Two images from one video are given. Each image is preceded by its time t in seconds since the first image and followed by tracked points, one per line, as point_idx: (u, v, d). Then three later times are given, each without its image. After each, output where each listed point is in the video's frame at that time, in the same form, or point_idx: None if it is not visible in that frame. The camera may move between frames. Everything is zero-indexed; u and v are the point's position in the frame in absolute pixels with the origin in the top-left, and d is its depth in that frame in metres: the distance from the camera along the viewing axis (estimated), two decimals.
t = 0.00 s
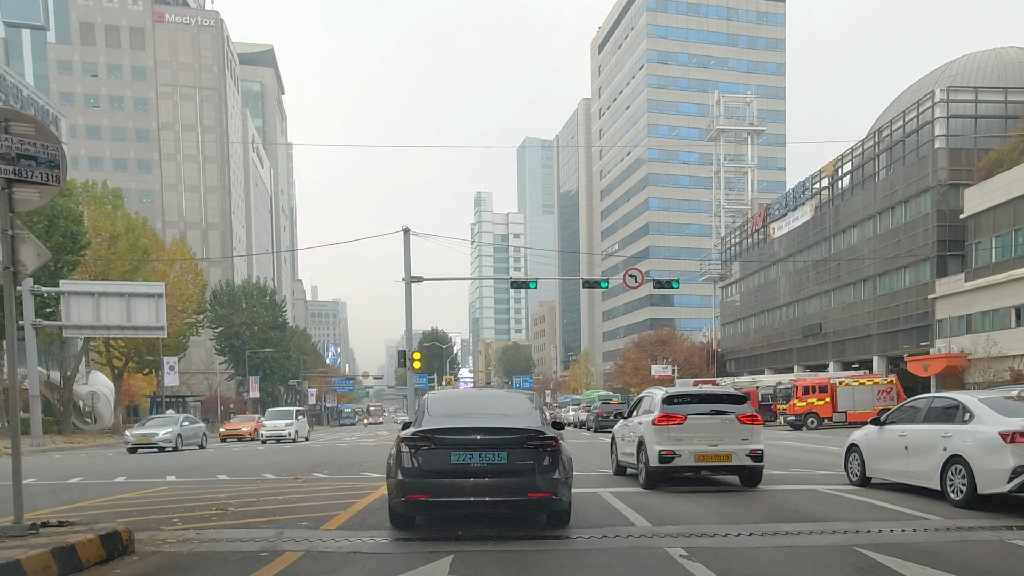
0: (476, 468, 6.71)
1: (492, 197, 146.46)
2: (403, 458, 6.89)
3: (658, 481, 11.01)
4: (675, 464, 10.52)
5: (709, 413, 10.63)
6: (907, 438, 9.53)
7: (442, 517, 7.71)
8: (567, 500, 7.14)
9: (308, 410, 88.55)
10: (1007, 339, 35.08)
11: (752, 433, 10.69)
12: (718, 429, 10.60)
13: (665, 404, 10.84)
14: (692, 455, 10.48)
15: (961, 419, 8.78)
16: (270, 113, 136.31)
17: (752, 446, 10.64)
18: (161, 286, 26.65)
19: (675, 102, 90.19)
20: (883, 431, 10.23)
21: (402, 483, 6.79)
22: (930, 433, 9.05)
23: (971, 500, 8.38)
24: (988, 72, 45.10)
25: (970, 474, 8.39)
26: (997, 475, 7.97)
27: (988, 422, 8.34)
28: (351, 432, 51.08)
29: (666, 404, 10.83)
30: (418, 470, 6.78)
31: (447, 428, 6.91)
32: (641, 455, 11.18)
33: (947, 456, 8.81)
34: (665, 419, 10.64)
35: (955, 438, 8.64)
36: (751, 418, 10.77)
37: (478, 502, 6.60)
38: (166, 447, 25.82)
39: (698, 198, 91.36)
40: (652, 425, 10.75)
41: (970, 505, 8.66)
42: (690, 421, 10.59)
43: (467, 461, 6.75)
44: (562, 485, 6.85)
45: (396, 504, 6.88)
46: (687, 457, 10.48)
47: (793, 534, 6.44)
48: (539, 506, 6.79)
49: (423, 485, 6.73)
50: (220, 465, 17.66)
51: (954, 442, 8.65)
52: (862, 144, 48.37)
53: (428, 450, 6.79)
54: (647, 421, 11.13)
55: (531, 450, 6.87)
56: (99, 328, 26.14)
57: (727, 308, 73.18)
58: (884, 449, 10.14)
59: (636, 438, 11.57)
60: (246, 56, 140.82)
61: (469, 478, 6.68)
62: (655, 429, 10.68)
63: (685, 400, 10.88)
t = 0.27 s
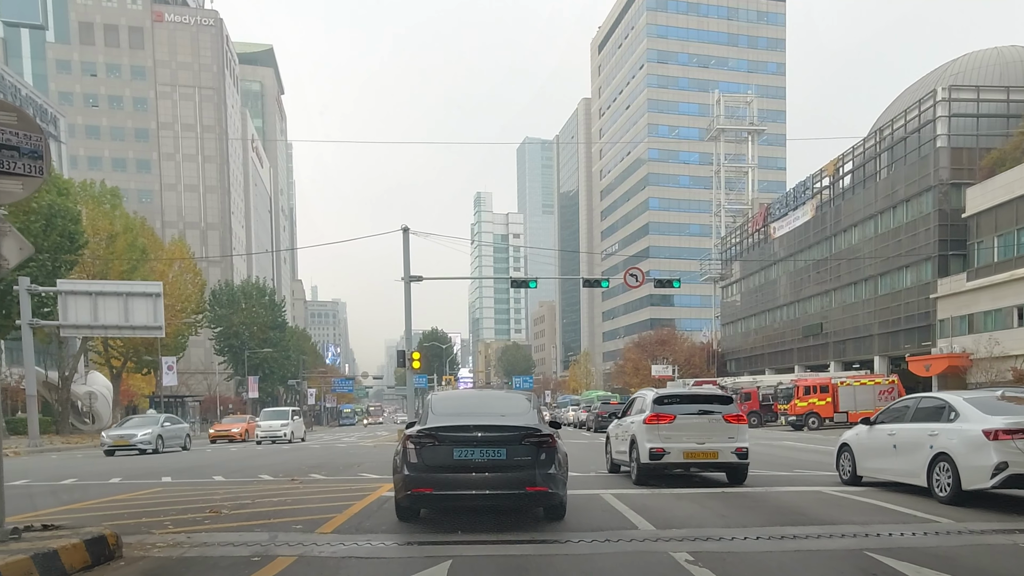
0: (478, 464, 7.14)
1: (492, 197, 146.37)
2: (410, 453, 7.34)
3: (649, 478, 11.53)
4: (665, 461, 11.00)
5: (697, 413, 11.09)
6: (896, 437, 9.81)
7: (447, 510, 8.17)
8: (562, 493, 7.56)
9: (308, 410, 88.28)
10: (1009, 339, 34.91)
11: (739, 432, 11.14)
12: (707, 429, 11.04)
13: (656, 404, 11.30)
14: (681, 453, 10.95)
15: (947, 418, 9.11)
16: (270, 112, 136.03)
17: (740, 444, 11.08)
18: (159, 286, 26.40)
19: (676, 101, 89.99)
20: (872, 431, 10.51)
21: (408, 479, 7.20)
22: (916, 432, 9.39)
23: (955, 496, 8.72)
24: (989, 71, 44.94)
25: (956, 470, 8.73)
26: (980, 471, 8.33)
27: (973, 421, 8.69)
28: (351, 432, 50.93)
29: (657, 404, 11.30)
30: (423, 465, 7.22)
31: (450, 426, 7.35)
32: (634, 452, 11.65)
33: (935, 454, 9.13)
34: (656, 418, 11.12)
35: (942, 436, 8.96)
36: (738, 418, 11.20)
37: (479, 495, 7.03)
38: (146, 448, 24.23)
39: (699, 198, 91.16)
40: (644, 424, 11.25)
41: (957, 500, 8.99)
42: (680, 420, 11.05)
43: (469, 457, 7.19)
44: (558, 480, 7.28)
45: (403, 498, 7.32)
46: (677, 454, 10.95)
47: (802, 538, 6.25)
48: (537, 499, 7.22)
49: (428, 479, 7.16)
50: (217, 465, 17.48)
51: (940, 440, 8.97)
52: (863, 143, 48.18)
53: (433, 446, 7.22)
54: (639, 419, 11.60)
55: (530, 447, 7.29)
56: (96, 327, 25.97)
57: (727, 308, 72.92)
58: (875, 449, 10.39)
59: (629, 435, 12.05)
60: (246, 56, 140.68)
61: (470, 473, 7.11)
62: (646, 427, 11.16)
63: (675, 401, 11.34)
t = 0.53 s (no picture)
0: (479, 460, 7.60)
1: (492, 197, 146.25)
2: (416, 451, 7.80)
3: (641, 476, 12.17)
4: (655, 459, 11.68)
5: (685, 413, 11.79)
6: (882, 437, 10.21)
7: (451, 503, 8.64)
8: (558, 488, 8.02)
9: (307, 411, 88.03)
10: (1012, 339, 34.70)
11: (725, 431, 11.81)
12: (694, 428, 11.71)
13: (647, 405, 11.98)
14: (671, 451, 11.63)
15: (930, 418, 9.53)
16: (269, 112, 135.89)
17: (726, 443, 11.73)
18: (157, 285, 26.25)
19: (676, 101, 89.81)
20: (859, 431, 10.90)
21: (413, 474, 7.68)
22: (901, 431, 9.82)
23: (938, 492, 9.15)
24: (991, 70, 44.77)
25: (939, 468, 9.17)
26: (962, 467, 8.76)
27: (957, 420, 9.12)
28: (351, 433, 50.75)
29: (648, 405, 12.00)
30: (428, 461, 7.68)
31: (454, 425, 7.80)
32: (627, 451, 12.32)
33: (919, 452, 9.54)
34: (646, 419, 11.81)
35: (926, 435, 9.37)
36: (724, 418, 11.89)
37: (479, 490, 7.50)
38: (120, 451, 22.75)
39: (699, 198, 90.96)
40: (635, 424, 11.94)
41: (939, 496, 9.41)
42: (669, 420, 11.74)
43: (471, 454, 7.64)
44: (554, 476, 7.74)
45: (409, 492, 7.77)
46: (666, 452, 11.63)
47: (812, 542, 6.05)
48: (533, 493, 7.67)
49: (432, 474, 7.62)
50: (214, 466, 17.29)
51: (925, 439, 9.38)
52: (865, 143, 47.98)
53: (437, 444, 7.67)
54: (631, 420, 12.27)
55: (527, 444, 7.75)
56: (94, 327, 25.74)
57: (728, 308, 72.68)
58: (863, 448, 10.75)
59: (621, 435, 12.71)
60: (246, 56, 140.60)
61: (472, 469, 7.55)
62: (638, 427, 11.85)
63: (665, 403, 12.01)
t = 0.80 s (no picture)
0: (479, 459, 7.65)
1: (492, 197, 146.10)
2: (419, 449, 7.83)
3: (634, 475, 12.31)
4: (647, 458, 11.82)
5: (675, 414, 11.95)
6: (869, 437, 10.53)
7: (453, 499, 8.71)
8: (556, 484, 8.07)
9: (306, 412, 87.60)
10: (1015, 339, 34.47)
11: (714, 432, 11.97)
12: (684, 428, 11.88)
13: (639, 406, 12.14)
14: (662, 451, 11.78)
15: (913, 419, 9.86)
16: (269, 113, 135.62)
17: (714, 443, 11.90)
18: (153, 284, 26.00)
19: (676, 101, 89.56)
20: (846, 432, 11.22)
21: (417, 472, 7.70)
22: (887, 431, 10.16)
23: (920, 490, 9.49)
24: (993, 69, 44.56)
25: (921, 466, 9.51)
26: (942, 466, 9.11)
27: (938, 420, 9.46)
28: (349, 435, 50.41)
29: (640, 407, 12.15)
30: (431, 460, 7.71)
31: (456, 424, 7.85)
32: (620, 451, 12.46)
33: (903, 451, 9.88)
34: (638, 420, 11.97)
35: (909, 435, 9.71)
36: (713, 419, 12.05)
37: (480, 487, 7.55)
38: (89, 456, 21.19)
39: (699, 198, 90.70)
40: (628, 425, 12.08)
41: (922, 496, 9.75)
42: (660, 421, 11.90)
43: (472, 453, 7.67)
44: (552, 474, 7.80)
45: (413, 490, 7.81)
46: (657, 452, 11.78)
47: (825, 549, 5.81)
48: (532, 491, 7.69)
49: (436, 472, 7.65)
50: (208, 468, 17.01)
51: (908, 439, 9.72)
52: (866, 142, 47.73)
53: (439, 443, 7.70)
54: (624, 420, 12.43)
55: (526, 444, 7.76)
56: (89, 328, 25.45)
57: (729, 308, 72.39)
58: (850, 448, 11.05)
59: (614, 436, 12.85)
60: (246, 56, 140.43)
61: (473, 468, 7.59)
62: (630, 428, 12.02)
63: (656, 404, 12.17)
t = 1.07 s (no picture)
0: (479, 458, 7.40)
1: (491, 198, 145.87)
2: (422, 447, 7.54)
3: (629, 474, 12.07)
4: (640, 457, 11.56)
5: (667, 415, 11.69)
6: (854, 437, 10.38)
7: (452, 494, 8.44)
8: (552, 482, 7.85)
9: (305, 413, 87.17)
10: (1019, 339, 34.19)
11: (705, 432, 11.64)
12: (675, 428, 11.62)
13: (633, 406, 11.89)
14: (654, 450, 11.53)
15: (897, 419, 9.75)
16: (268, 113, 135.31)
17: (705, 442, 11.57)
18: (149, 283, 25.70)
19: (676, 101, 89.26)
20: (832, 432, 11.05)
21: (421, 470, 7.41)
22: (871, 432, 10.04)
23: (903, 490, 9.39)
24: (996, 67, 44.29)
25: (904, 466, 9.40)
26: (925, 466, 9.02)
27: (921, 420, 9.36)
28: (349, 436, 50.04)
29: (633, 407, 11.90)
30: (434, 458, 7.43)
31: (457, 422, 7.57)
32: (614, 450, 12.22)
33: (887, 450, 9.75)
34: (630, 419, 11.73)
35: (893, 435, 9.60)
36: (705, 419, 11.73)
37: (480, 485, 7.31)
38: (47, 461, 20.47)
39: (700, 198, 90.41)
40: (622, 424, 11.85)
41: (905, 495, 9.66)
42: (652, 422, 11.64)
43: (472, 451, 7.42)
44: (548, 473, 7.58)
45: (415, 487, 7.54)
46: (650, 451, 11.53)
47: (845, 558, 5.50)
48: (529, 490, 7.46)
49: (437, 470, 7.38)
50: (200, 470, 16.66)
51: (892, 439, 9.60)
52: (868, 141, 47.42)
53: (440, 442, 7.42)
54: (618, 419, 12.21)
55: (524, 443, 7.52)
56: (84, 328, 25.12)
57: (729, 308, 72.14)
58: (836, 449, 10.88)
59: (609, 435, 12.62)
60: (245, 57, 140.13)
61: (473, 466, 7.34)
62: (622, 428, 11.79)
63: (649, 404, 11.92)
